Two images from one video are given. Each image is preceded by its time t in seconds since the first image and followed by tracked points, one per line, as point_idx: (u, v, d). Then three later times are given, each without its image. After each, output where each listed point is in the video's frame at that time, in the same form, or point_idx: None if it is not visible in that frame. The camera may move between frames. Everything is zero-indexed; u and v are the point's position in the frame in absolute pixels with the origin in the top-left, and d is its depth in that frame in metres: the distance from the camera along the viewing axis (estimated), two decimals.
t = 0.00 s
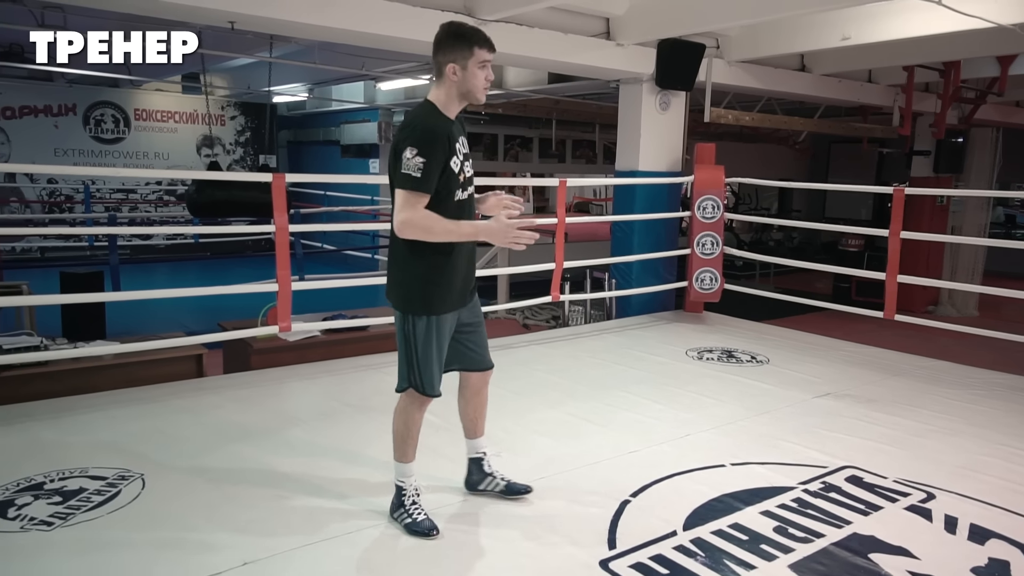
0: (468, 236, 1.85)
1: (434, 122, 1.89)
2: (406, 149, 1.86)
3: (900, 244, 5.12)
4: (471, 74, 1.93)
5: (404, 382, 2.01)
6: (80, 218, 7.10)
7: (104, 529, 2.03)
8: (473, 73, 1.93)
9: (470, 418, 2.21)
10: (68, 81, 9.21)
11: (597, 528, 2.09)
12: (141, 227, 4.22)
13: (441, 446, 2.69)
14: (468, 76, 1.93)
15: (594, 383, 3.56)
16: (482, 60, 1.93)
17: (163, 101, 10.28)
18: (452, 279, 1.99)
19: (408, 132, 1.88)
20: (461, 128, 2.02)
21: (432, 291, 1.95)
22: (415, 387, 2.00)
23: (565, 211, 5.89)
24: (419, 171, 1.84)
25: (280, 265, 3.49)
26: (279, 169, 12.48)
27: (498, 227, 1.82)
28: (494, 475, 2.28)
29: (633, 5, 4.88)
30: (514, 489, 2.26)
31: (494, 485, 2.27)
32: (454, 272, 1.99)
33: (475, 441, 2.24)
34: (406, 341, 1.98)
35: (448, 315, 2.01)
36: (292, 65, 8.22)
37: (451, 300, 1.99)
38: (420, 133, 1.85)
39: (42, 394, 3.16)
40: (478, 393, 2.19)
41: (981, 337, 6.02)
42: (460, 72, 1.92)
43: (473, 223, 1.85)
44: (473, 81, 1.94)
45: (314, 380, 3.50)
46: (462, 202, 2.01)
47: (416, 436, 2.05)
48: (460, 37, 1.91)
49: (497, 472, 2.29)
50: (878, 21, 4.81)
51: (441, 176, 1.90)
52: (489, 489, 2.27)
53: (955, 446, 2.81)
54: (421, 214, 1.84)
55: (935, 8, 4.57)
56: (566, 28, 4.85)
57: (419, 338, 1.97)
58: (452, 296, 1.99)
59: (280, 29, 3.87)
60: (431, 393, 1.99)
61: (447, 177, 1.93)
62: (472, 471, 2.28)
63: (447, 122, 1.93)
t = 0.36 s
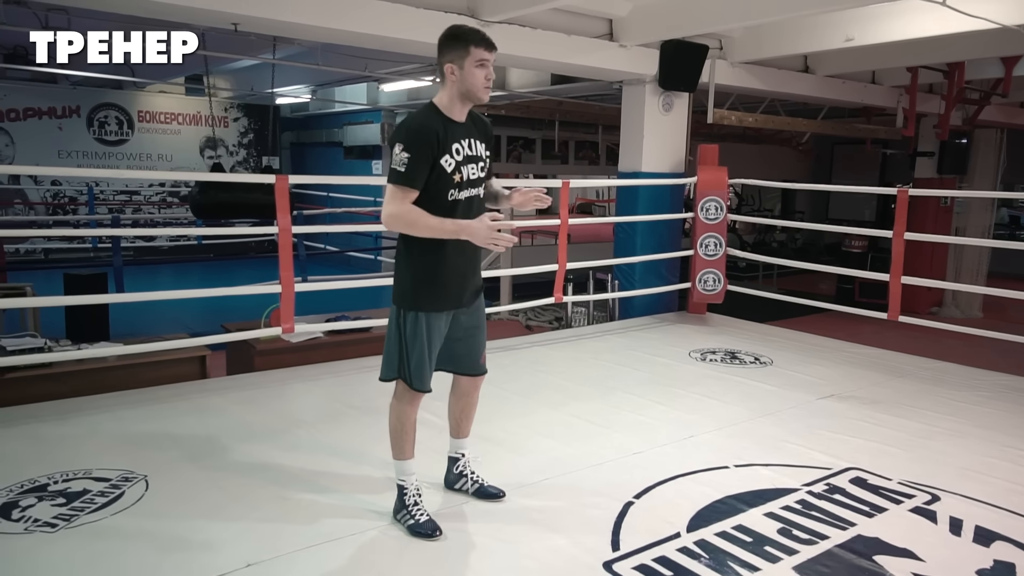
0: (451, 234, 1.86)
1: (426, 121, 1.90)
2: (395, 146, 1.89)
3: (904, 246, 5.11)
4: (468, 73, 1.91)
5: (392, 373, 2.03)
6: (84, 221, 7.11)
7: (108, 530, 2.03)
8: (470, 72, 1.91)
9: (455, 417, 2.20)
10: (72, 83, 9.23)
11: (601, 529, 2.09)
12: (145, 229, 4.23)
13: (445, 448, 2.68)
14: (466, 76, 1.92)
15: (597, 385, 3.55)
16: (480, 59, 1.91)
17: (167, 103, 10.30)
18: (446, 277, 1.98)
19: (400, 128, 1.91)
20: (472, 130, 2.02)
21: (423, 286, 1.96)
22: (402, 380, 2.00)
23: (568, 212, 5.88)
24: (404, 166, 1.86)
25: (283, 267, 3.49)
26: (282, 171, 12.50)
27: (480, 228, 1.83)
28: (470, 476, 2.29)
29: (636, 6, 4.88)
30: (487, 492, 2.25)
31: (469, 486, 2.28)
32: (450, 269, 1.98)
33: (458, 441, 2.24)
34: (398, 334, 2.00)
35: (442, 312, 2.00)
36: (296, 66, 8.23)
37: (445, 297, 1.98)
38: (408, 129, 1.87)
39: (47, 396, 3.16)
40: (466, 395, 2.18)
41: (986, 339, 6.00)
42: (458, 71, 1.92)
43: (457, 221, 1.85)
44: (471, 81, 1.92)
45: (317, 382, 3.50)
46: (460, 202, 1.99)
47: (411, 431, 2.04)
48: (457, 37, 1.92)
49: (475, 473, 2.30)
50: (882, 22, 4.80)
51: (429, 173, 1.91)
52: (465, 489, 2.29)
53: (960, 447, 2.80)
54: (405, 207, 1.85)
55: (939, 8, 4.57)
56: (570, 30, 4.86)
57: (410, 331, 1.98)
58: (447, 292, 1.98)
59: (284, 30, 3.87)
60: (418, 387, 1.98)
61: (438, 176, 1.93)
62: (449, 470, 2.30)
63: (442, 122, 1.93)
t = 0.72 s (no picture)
0: (443, 224, 1.83)
1: (436, 115, 1.92)
2: (401, 133, 1.91)
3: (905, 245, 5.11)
4: (487, 75, 1.92)
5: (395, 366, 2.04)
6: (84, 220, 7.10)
7: (107, 529, 2.03)
8: (490, 75, 1.92)
9: (455, 418, 2.20)
10: (71, 82, 9.23)
11: (601, 528, 2.09)
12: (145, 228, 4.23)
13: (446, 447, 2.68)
14: (485, 77, 1.92)
15: (598, 384, 3.55)
16: (501, 63, 1.91)
17: (166, 102, 10.29)
18: (448, 270, 1.98)
19: (410, 119, 1.93)
20: (485, 134, 2.02)
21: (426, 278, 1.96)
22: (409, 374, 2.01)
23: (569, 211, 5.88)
24: (406, 153, 1.87)
25: (283, 266, 3.49)
26: (282, 170, 12.50)
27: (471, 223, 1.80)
28: (470, 476, 2.28)
29: (637, 5, 4.88)
30: (487, 491, 2.25)
31: (469, 486, 2.28)
32: (452, 262, 1.98)
33: (458, 441, 2.23)
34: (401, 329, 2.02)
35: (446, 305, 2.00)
36: (296, 65, 8.22)
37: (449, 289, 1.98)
38: (416, 118, 1.90)
39: (47, 395, 3.16)
40: (465, 394, 2.16)
41: (986, 338, 6.00)
42: (478, 72, 1.92)
43: (450, 212, 1.83)
44: (490, 83, 1.92)
45: (317, 381, 3.50)
46: (462, 199, 1.97)
47: (416, 424, 2.05)
48: (483, 39, 1.92)
49: (475, 473, 2.30)
50: (882, 21, 4.80)
51: (431, 164, 1.91)
52: (465, 489, 2.29)
53: (961, 447, 2.80)
54: (403, 193, 1.85)
55: (940, 7, 4.56)
56: (570, 29, 4.85)
57: (414, 324, 1.99)
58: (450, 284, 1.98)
59: (284, 29, 3.87)
60: (423, 379, 1.99)
61: (440, 167, 1.93)
62: (450, 470, 2.29)
63: (450, 116, 1.94)
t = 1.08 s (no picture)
0: (449, 208, 1.81)
1: (414, 109, 1.90)
2: (383, 132, 1.88)
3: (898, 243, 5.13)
4: (451, 64, 1.93)
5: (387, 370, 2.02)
6: (77, 219, 7.07)
7: (101, 529, 2.02)
8: (453, 64, 1.93)
9: (443, 415, 2.20)
10: (64, 80, 9.18)
11: (596, 526, 2.09)
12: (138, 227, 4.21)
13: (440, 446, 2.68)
14: (448, 67, 1.93)
15: (592, 382, 3.56)
16: (462, 51, 1.93)
17: (159, 100, 10.25)
18: (440, 270, 1.97)
19: (385, 117, 1.90)
20: (455, 127, 2.02)
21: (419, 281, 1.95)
22: (396, 377, 2.00)
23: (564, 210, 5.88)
24: (394, 150, 1.84)
25: (277, 265, 3.48)
26: (276, 168, 12.48)
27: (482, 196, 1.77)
28: (465, 474, 2.28)
29: (631, 3, 4.88)
30: (482, 490, 2.25)
31: (464, 484, 2.27)
32: (445, 265, 1.98)
33: (450, 439, 2.23)
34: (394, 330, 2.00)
35: (436, 308, 2.00)
36: (289, 64, 8.20)
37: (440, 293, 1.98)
38: (395, 115, 1.88)
39: (40, 395, 3.14)
40: (451, 391, 2.17)
41: (979, 336, 6.02)
42: (441, 62, 1.93)
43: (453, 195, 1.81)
44: (454, 72, 1.94)
45: (310, 380, 3.49)
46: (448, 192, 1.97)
47: (395, 425, 2.04)
48: (440, 31, 1.93)
49: (470, 472, 2.29)
50: (875, 20, 4.82)
51: (417, 158, 1.90)
52: (459, 487, 2.28)
53: (954, 444, 2.81)
54: (401, 188, 1.81)
55: (933, 6, 4.57)
56: (564, 27, 4.84)
57: (404, 327, 1.98)
58: (443, 288, 1.98)
59: (277, 27, 3.85)
60: (411, 385, 1.99)
61: (426, 161, 1.92)
62: (444, 469, 2.29)
63: (428, 111, 1.93)
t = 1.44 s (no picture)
0: (447, 193, 1.79)
1: (400, 110, 1.89)
2: (374, 135, 1.85)
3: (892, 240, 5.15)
4: (428, 61, 1.92)
5: (372, 374, 2.01)
6: (70, 218, 7.03)
7: (95, 529, 2.01)
8: (430, 61, 1.92)
9: (433, 415, 2.20)
10: (56, 79, 9.14)
11: (592, 524, 2.10)
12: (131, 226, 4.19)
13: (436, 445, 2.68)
14: (425, 64, 1.92)
15: (588, 380, 3.56)
16: (439, 47, 1.92)
17: (153, 98, 10.21)
18: (423, 272, 1.97)
19: (373, 120, 1.88)
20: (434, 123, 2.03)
21: (403, 283, 1.95)
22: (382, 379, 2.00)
23: (559, 208, 5.88)
24: (388, 152, 1.83)
25: (272, 263, 3.47)
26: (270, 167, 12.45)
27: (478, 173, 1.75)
28: (461, 472, 2.28)
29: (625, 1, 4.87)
30: (477, 487, 2.25)
31: (460, 482, 2.27)
32: (428, 268, 1.98)
33: (442, 437, 2.23)
34: (378, 333, 1.99)
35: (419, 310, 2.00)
36: (283, 62, 8.17)
37: (423, 294, 1.98)
38: (385, 117, 1.86)
39: (33, 394, 3.13)
40: (439, 391, 2.17)
41: (973, 332, 6.05)
42: (418, 60, 1.92)
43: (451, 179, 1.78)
44: (431, 70, 1.93)
45: (306, 379, 3.48)
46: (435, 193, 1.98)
47: (386, 425, 2.05)
48: (415, 26, 1.91)
49: (466, 469, 2.30)
50: (868, 17, 4.82)
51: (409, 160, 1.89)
52: (455, 485, 2.28)
53: (947, 440, 2.82)
54: (399, 184, 1.79)
55: (926, 3, 4.58)
56: (559, 25, 4.84)
57: (388, 330, 1.97)
58: (425, 290, 1.98)
59: (270, 25, 3.84)
60: (399, 387, 1.98)
61: (416, 164, 1.92)
62: (439, 467, 2.29)
63: (413, 112, 1.93)
